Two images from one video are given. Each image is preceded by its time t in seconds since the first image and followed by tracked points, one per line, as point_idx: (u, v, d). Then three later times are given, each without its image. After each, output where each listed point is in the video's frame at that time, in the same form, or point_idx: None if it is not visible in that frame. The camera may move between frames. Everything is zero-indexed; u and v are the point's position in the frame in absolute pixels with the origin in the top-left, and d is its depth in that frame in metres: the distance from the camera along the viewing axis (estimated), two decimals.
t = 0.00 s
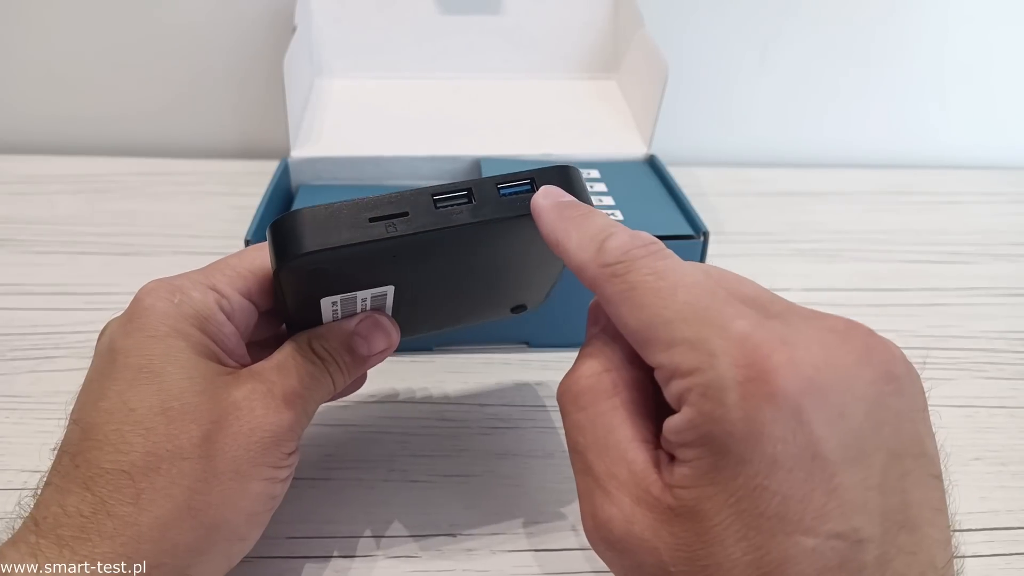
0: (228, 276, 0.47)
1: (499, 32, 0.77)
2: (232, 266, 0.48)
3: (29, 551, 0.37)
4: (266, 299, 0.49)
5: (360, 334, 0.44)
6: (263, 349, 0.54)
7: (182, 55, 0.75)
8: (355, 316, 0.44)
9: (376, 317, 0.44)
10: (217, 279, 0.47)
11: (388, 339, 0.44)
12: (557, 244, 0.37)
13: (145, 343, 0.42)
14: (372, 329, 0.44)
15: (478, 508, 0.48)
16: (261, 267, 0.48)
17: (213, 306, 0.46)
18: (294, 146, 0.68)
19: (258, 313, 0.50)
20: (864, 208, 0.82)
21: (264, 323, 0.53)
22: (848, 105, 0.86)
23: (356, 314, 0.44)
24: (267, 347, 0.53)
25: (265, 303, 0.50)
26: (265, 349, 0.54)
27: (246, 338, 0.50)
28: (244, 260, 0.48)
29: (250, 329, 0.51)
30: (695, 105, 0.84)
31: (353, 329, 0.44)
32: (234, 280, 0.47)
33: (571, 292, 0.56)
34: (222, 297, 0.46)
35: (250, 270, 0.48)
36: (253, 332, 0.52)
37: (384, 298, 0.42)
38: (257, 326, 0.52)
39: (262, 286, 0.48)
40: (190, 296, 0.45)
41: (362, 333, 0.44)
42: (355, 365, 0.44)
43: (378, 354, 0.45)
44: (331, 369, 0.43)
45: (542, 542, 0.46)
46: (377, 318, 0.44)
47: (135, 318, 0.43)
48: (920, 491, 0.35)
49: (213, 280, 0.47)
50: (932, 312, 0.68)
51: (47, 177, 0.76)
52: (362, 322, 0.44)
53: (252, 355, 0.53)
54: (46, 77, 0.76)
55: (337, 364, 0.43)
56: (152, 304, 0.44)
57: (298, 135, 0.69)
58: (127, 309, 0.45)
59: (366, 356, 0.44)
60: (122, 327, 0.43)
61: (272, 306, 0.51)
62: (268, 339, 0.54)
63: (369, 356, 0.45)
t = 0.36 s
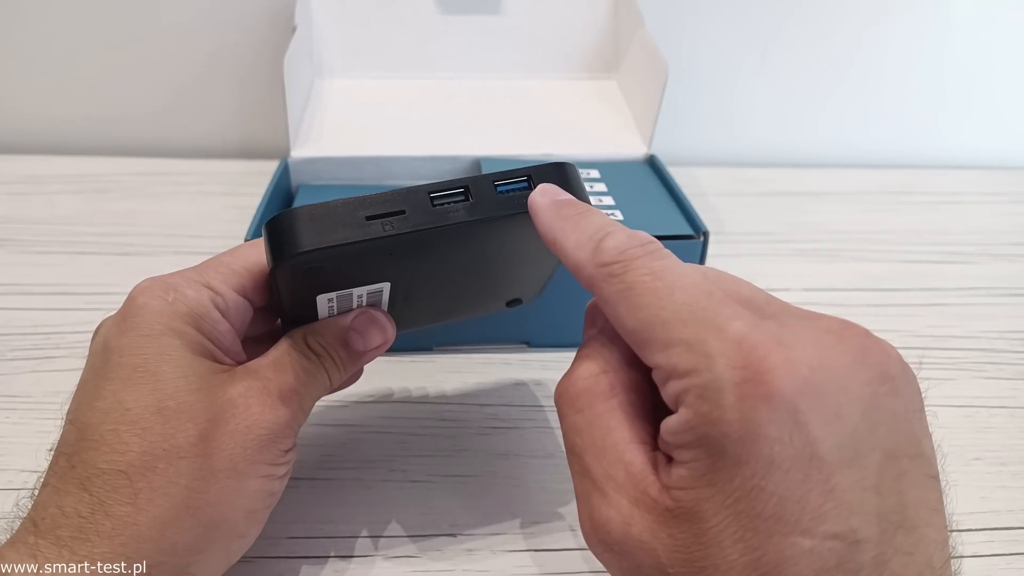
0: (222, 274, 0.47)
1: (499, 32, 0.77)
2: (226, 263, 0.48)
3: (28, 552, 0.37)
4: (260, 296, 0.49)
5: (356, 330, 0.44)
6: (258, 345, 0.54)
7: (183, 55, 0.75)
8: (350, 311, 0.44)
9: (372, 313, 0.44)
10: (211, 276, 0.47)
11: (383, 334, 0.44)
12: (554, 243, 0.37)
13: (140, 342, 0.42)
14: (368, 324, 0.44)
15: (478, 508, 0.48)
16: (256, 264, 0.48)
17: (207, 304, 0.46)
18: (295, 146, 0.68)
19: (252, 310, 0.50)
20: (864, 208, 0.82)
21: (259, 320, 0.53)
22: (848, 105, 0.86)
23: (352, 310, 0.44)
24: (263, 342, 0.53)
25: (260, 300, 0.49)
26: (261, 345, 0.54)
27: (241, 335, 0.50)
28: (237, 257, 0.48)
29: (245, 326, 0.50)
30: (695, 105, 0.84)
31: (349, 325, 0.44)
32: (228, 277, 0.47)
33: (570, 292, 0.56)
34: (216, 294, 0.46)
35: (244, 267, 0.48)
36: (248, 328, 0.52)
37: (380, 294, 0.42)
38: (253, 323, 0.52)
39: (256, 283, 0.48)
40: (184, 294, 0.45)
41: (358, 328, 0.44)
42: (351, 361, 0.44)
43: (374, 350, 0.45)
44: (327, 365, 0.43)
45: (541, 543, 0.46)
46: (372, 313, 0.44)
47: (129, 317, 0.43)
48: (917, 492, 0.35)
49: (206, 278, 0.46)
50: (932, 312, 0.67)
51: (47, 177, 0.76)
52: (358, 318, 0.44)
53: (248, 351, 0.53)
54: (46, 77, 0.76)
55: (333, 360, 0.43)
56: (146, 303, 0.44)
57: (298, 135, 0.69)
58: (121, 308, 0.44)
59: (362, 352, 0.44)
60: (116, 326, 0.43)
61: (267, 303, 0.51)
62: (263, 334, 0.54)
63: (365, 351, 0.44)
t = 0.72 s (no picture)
0: (220, 273, 0.47)
1: (499, 32, 0.77)
2: (224, 262, 0.48)
3: (28, 552, 0.37)
4: (259, 295, 0.49)
5: (355, 329, 0.44)
6: (257, 343, 0.54)
7: (183, 56, 0.75)
8: (349, 311, 0.44)
9: (371, 313, 0.44)
10: (209, 276, 0.47)
11: (382, 334, 0.44)
12: (553, 243, 0.37)
13: (139, 342, 0.42)
14: (366, 323, 0.44)
15: (477, 508, 0.48)
16: (254, 264, 0.48)
17: (205, 303, 0.46)
18: (294, 146, 0.68)
19: (251, 309, 0.50)
20: (864, 208, 0.82)
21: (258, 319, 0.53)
22: (848, 105, 0.86)
23: (351, 310, 0.44)
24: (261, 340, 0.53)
25: (258, 300, 0.49)
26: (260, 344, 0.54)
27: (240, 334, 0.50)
28: (235, 257, 0.48)
29: (244, 325, 0.50)
30: (695, 105, 0.84)
31: (348, 324, 0.44)
32: (226, 277, 0.47)
33: (570, 292, 0.56)
34: (214, 294, 0.46)
35: (243, 266, 0.48)
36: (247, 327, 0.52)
37: (379, 293, 0.42)
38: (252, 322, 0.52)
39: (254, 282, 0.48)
40: (182, 294, 0.45)
41: (357, 328, 0.44)
42: (350, 360, 0.44)
43: (373, 350, 0.45)
44: (326, 364, 0.43)
45: (541, 543, 0.46)
46: (371, 313, 0.44)
47: (127, 317, 0.43)
48: (914, 492, 0.35)
49: (204, 278, 0.46)
50: (932, 312, 0.67)
51: (47, 178, 0.76)
52: (356, 317, 0.44)
53: (247, 350, 0.53)
54: (46, 78, 0.76)
55: (332, 360, 0.43)
56: (144, 303, 0.44)
57: (298, 135, 0.69)
58: (119, 308, 0.44)
59: (361, 352, 0.44)
60: (115, 327, 0.43)
61: (265, 302, 0.51)
62: (262, 332, 0.54)
63: (364, 350, 0.44)
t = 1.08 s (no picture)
0: (218, 273, 0.47)
1: (500, 31, 0.77)
2: (222, 262, 0.48)
3: (28, 553, 0.37)
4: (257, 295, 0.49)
5: (354, 328, 0.44)
6: (256, 343, 0.54)
7: (183, 56, 0.75)
8: (349, 310, 0.44)
9: (370, 311, 0.44)
10: (207, 276, 0.47)
11: (382, 332, 0.44)
12: (552, 240, 0.37)
13: (137, 343, 0.41)
14: (366, 322, 0.44)
15: (477, 507, 0.48)
16: (254, 264, 0.48)
17: (203, 303, 0.46)
18: (294, 146, 0.68)
19: (250, 308, 0.50)
20: (865, 208, 0.82)
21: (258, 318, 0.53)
22: (848, 105, 0.86)
23: (351, 308, 0.44)
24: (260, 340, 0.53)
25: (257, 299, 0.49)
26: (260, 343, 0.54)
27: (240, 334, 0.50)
28: (234, 257, 0.48)
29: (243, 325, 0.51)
30: (695, 105, 0.84)
31: (347, 323, 0.44)
32: (224, 277, 0.47)
33: (570, 291, 0.56)
34: (213, 294, 0.46)
35: (241, 266, 0.48)
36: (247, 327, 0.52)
37: (379, 292, 0.42)
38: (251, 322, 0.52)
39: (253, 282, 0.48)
40: (180, 294, 0.45)
41: (356, 327, 0.44)
42: (349, 359, 0.44)
43: (373, 349, 0.45)
44: (325, 363, 0.43)
45: (541, 543, 0.46)
46: (370, 311, 0.44)
47: (125, 318, 0.43)
48: (912, 492, 0.35)
49: (202, 278, 0.46)
50: (932, 312, 0.67)
51: (47, 178, 0.76)
52: (356, 316, 0.44)
53: (246, 349, 0.53)
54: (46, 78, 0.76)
55: (331, 359, 0.43)
56: (142, 303, 0.44)
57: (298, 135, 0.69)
58: (117, 309, 0.44)
59: (360, 351, 0.44)
60: (113, 327, 0.43)
61: (264, 301, 0.51)
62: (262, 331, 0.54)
63: (364, 349, 0.44)
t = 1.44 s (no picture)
0: (219, 273, 0.47)
1: (500, 32, 0.77)
2: (223, 263, 0.48)
3: (28, 553, 0.37)
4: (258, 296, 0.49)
5: (355, 329, 0.44)
6: (257, 343, 0.54)
7: (183, 55, 0.75)
8: (349, 311, 0.44)
9: (370, 313, 0.44)
10: (209, 276, 0.47)
11: (382, 334, 0.44)
12: (553, 241, 0.37)
13: (138, 343, 0.41)
14: (366, 323, 0.44)
15: (477, 507, 0.48)
16: (255, 264, 0.48)
17: (204, 304, 0.46)
18: (294, 146, 0.68)
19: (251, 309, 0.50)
20: (865, 208, 0.82)
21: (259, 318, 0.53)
22: (848, 105, 0.86)
23: (351, 309, 0.44)
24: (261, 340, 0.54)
25: (258, 300, 0.50)
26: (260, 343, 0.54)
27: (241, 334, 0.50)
28: (235, 257, 0.48)
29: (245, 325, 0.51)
30: (694, 105, 0.84)
31: (348, 324, 0.44)
32: (225, 277, 0.47)
33: (570, 291, 0.56)
34: (214, 294, 0.46)
35: (242, 267, 0.48)
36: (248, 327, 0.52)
37: (379, 293, 0.42)
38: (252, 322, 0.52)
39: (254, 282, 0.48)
40: (182, 294, 0.45)
41: (357, 328, 0.44)
42: (349, 360, 0.44)
43: (374, 350, 0.45)
44: (325, 364, 0.43)
45: (541, 543, 0.46)
46: (371, 313, 0.44)
47: (127, 318, 0.43)
48: (912, 492, 0.35)
49: (204, 278, 0.46)
50: (932, 312, 0.67)
51: (47, 177, 0.76)
52: (356, 317, 0.44)
53: (247, 349, 0.53)
54: (46, 78, 0.76)
55: (331, 360, 0.44)
56: (144, 303, 0.44)
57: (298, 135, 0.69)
58: (119, 309, 0.44)
59: (360, 352, 0.44)
60: (114, 327, 0.43)
61: (265, 301, 0.51)
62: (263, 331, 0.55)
63: (364, 350, 0.44)
